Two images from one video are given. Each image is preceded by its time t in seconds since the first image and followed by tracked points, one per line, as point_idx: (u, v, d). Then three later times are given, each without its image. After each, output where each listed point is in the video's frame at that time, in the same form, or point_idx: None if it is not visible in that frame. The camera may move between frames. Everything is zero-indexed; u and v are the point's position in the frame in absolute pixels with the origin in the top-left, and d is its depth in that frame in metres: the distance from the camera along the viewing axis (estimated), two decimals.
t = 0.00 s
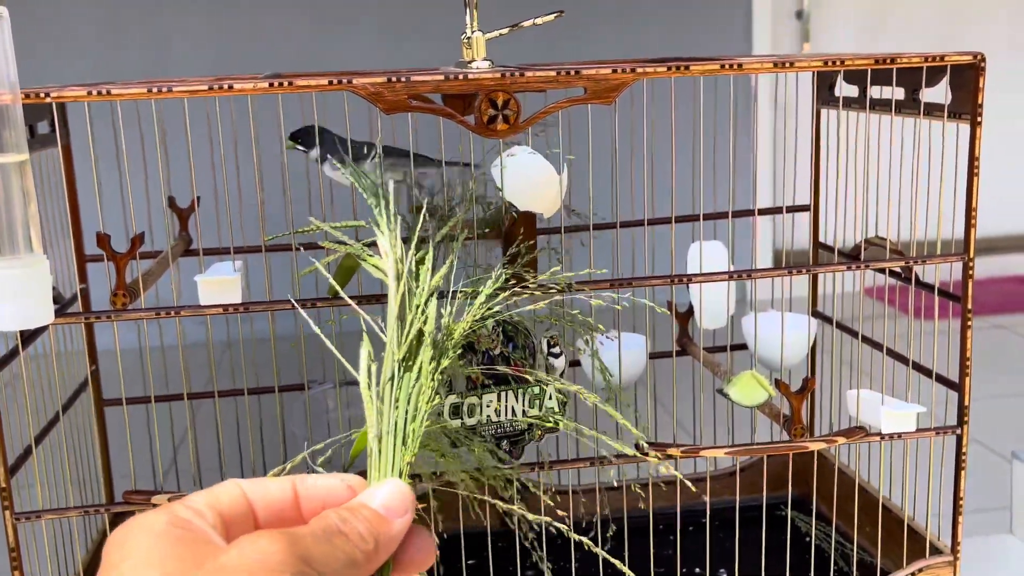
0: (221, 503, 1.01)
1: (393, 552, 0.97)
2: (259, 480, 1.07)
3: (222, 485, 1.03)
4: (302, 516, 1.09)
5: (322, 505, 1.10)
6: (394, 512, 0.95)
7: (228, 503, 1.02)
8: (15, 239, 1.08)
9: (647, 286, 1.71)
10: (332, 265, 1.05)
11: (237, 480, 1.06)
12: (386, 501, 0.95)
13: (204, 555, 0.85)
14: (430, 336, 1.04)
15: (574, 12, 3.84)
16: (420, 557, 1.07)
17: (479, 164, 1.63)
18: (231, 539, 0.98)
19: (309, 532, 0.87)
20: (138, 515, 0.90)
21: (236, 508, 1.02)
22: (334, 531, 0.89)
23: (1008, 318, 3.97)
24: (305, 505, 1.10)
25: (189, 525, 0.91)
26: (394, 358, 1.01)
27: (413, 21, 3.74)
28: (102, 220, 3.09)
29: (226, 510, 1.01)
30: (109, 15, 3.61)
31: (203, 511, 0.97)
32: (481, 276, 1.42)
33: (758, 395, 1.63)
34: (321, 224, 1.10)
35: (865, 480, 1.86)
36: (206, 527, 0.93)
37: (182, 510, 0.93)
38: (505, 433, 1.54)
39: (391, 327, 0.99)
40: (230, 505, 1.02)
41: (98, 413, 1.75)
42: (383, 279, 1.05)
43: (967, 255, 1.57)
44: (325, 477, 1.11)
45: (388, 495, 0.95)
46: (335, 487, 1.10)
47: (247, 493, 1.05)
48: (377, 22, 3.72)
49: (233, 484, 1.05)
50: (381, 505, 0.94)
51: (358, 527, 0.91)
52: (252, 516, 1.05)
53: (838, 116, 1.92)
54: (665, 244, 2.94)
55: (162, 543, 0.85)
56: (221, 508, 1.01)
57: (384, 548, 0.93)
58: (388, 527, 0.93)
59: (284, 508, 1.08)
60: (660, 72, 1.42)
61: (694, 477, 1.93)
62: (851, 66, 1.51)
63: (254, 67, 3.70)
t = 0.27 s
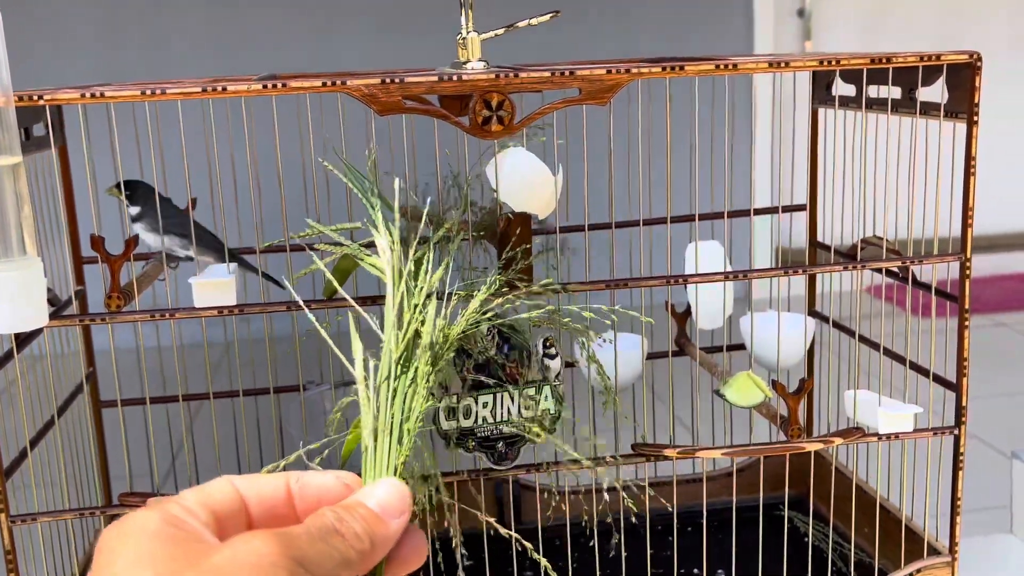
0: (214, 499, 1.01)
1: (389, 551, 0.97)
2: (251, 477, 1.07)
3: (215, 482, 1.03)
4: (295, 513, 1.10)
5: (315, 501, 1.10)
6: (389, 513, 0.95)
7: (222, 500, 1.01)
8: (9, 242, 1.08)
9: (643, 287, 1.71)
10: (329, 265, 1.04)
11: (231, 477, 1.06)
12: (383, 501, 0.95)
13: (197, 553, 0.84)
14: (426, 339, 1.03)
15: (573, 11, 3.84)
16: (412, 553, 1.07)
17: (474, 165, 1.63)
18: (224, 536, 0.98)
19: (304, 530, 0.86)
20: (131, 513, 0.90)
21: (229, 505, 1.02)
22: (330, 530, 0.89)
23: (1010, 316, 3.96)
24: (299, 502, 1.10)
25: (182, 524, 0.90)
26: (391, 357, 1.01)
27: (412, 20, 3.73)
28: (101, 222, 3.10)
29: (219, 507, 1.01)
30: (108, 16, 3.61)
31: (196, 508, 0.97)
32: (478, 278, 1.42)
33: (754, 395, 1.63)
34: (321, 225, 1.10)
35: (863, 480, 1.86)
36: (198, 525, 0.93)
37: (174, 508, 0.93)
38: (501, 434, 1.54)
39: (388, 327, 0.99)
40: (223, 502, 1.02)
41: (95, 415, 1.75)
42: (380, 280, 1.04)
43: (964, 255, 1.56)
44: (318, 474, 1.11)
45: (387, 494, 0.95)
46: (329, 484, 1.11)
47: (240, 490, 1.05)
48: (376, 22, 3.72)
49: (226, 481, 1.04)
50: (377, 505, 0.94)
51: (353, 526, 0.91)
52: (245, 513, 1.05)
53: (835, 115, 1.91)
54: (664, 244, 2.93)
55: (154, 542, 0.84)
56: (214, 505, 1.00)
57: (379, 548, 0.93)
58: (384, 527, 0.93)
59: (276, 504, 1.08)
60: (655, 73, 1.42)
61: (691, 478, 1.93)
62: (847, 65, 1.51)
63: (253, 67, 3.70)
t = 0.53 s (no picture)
0: (219, 517, 0.98)
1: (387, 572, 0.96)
2: (253, 495, 1.05)
3: (217, 501, 1.01)
4: (298, 531, 1.08)
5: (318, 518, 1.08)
6: (388, 533, 0.94)
7: (226, 519, 0.99)
8: (12, 239, 1.08)
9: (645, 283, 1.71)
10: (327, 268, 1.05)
11: (233, 495, 1.04)
12: (381, 522, 0.94)
13: (201, 575, 0.81)
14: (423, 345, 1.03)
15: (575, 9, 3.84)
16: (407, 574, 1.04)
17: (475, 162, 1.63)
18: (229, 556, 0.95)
19: (304, 552, 0.84)
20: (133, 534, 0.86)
21: (233, 524, 0.99)
22: (329, 551, 0.86)
23: (1015, 314, 3.95)
24: (302, 519, 1.08)
25: (187, 545, 0.87)
26: (387, 370, 1.00)
27: (414, 19, 3.74)
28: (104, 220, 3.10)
29: (223, 526, 0.98)
30: (111, 16, 3.62)
31: (200, 527, 0.94)
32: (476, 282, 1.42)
33: (756, 391, 1.63)
34: (323, 226, 1.09)
35: (865, 476, 1.86)
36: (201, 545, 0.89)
37: (178, 528, 0.90)
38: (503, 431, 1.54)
39: (383, 341, 0.98)
40: (227, 521, 0.99)
41: (98, 412, 1.76)
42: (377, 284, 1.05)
43: (966, 251, 1.56)
44: (320, 492, 1.09)
45: (385, 517, 0.95)
46: (332, 500, 1.09)
47: (243, 508, 1.03)
48: (379, 21, 3.72)
49: (229, 500, 1.02)
50: (374, 526, 0.94)
51: (353, 548, 0.88)
52: (249, 532, 1.02)
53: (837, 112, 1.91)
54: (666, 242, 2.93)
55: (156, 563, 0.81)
56: (219, 524, 0.98)
57: (378, 569, 0.92)
58: (382, 548, 0.93)
59: (281, 522, 1.06)
60: (656, 69, 1.42)
61: (693, 475, 1.93)
62: (848, 61, 1.51)
63: (255, 66, 3.71)
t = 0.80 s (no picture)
0: (226, 515, 0.98)
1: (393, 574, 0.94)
2: (260, 492, 1.05)
3: (224, 498, 1.01)
4: (305, 529, 1.08)
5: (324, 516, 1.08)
6: (392, 536, 0.93)
7: (232, 517, 0.98)
8: (13, 235, 1.08)
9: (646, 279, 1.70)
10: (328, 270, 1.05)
11: (239, 493, 1.04)
12: (386, 525, 0.93)
13: None
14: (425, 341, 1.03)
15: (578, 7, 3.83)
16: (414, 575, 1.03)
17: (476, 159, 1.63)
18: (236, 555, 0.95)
19: (310, 554, 0.83)
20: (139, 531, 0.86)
21: (240, 522, 0.99)
22: (334, 553, 0.85)
23: (1019, 312, 3.94)
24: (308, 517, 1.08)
25: (193, 543, 0.87)
26: (390, 367, 1.00)
27: (416, 18, 3.74)
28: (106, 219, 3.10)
29: (230, 524, 0.98)
30: (113, 15, 3.62)
31: (206, 525, 0.94)
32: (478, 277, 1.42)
33: (758, 387, 1.62)
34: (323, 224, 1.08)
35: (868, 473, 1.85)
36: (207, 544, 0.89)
37: (185, 526, 0.90)
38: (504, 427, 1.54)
39: (385, 340, 0.97)
40: (234, 518, 0.99)
41: (101, 410, 1.76)
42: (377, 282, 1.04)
43: (969, 247, 1.56)
44: (326, 488, 1.09)
45: (388, 520, 0.93)
46: (338, 498, 1.09)
47: (250, 505, 1.03)
48: (381, 19, 3.72)
49: (235, 498, 1.02)
50: (380, 529, 0.92)
51: (357, 549, 0.88)
52: (255, 529, 1.02)
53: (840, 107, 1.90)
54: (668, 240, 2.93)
55: (164, 562, 0.81)
56: (225, 522, 0.97)
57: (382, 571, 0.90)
58: (386, 551, 0.91)
59: (286, 519, 1.06)
60: (658, 64, 1.41)
61: (695, 472, 1.92)
62: (850, 56, 1.50)
63: (257, 65, 3.71)
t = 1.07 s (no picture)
0: (237, 510, 1.00)
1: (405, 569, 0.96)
2: (271, 487, 1.06)
3: (236, 493, 1.02)
4: (315, 522, 1.10)
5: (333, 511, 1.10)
6: (403, 532, 0.94)
7: (244, 513, 1.00)
8: (21, 241, 1.10)
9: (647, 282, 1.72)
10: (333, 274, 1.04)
11: (250, 487, 1.05)
12: (397, 521, 0.94)
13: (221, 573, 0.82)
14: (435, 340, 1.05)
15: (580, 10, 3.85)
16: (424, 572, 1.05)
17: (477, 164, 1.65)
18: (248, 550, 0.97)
19: (323, 550, 0.85)
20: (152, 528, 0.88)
21: (251, 517, 1.01)
22: (347, 550, 0.87)
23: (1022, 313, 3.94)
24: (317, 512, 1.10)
25: (206, 540, 0.89)
26: (401, 366, 1.01)
27: (419, 22, 3.76)
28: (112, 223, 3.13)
29: (241, 519, 1.00)
30: (118, 20, 3.65)
31: (218, 521, 0.95)
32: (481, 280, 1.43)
33: (757, 389, 1.64)
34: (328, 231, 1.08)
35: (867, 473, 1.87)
36: (220, 540, 0.91)
37: (197, 522, 0.91)
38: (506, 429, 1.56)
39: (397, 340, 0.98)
40: (245, 514, 1.01)
41: (107, 412, 1.77)
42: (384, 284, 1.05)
43: (967, 249, 1.57)
44: (337, 484, 1.11)
45: (399, 516, 0.94)
46: (348, 493, 1.11)
47: (261, 500, 1.04)
48: (384, 23, 3.74)
49: (247, 493, 1.03)
50: (391, 525, 0.93)
51: (370, 546, 0.89)
52: (267, 523, 1.04)
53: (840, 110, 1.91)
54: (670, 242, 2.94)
55: (178, 558, 0.83)
56: (237, 517, 0.99)
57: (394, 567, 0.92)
58: (398, 547, 0.92)
59: (297, 514, 1.08)
60: (657, 69, 1.43)
61: (695, 473, 1.94)
62: (849, 61, 1.52)
63: (261, 69, 3.73)
